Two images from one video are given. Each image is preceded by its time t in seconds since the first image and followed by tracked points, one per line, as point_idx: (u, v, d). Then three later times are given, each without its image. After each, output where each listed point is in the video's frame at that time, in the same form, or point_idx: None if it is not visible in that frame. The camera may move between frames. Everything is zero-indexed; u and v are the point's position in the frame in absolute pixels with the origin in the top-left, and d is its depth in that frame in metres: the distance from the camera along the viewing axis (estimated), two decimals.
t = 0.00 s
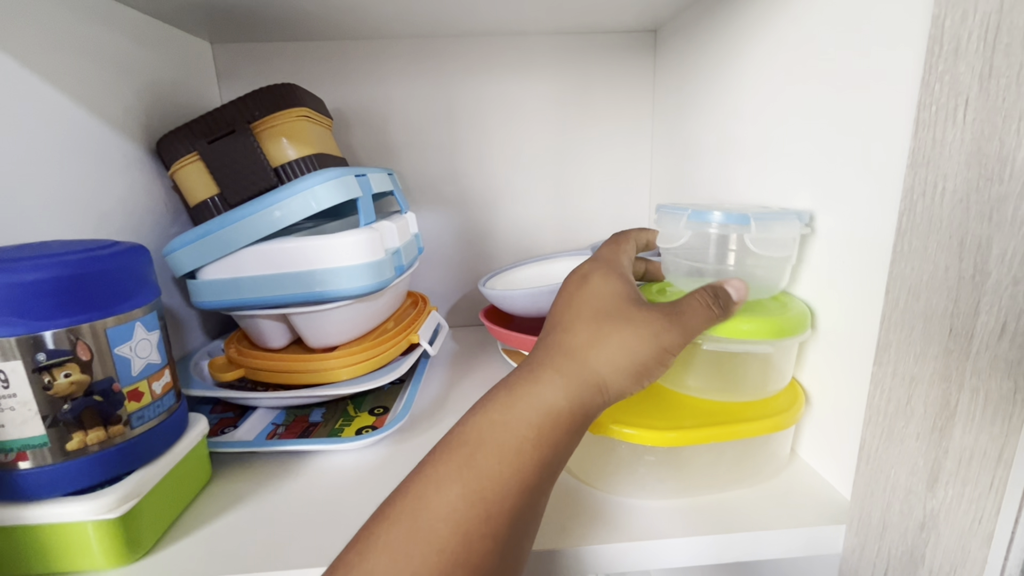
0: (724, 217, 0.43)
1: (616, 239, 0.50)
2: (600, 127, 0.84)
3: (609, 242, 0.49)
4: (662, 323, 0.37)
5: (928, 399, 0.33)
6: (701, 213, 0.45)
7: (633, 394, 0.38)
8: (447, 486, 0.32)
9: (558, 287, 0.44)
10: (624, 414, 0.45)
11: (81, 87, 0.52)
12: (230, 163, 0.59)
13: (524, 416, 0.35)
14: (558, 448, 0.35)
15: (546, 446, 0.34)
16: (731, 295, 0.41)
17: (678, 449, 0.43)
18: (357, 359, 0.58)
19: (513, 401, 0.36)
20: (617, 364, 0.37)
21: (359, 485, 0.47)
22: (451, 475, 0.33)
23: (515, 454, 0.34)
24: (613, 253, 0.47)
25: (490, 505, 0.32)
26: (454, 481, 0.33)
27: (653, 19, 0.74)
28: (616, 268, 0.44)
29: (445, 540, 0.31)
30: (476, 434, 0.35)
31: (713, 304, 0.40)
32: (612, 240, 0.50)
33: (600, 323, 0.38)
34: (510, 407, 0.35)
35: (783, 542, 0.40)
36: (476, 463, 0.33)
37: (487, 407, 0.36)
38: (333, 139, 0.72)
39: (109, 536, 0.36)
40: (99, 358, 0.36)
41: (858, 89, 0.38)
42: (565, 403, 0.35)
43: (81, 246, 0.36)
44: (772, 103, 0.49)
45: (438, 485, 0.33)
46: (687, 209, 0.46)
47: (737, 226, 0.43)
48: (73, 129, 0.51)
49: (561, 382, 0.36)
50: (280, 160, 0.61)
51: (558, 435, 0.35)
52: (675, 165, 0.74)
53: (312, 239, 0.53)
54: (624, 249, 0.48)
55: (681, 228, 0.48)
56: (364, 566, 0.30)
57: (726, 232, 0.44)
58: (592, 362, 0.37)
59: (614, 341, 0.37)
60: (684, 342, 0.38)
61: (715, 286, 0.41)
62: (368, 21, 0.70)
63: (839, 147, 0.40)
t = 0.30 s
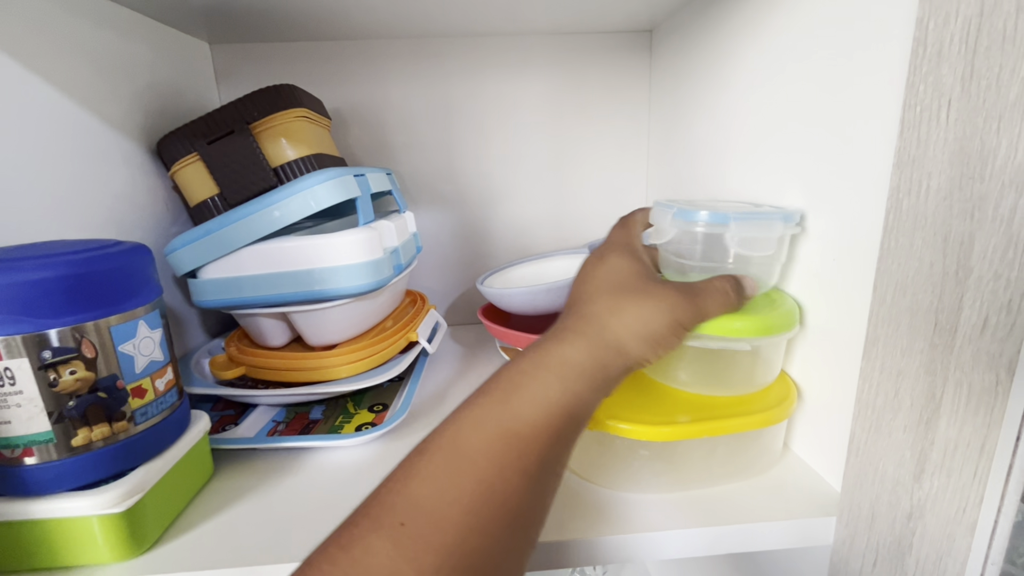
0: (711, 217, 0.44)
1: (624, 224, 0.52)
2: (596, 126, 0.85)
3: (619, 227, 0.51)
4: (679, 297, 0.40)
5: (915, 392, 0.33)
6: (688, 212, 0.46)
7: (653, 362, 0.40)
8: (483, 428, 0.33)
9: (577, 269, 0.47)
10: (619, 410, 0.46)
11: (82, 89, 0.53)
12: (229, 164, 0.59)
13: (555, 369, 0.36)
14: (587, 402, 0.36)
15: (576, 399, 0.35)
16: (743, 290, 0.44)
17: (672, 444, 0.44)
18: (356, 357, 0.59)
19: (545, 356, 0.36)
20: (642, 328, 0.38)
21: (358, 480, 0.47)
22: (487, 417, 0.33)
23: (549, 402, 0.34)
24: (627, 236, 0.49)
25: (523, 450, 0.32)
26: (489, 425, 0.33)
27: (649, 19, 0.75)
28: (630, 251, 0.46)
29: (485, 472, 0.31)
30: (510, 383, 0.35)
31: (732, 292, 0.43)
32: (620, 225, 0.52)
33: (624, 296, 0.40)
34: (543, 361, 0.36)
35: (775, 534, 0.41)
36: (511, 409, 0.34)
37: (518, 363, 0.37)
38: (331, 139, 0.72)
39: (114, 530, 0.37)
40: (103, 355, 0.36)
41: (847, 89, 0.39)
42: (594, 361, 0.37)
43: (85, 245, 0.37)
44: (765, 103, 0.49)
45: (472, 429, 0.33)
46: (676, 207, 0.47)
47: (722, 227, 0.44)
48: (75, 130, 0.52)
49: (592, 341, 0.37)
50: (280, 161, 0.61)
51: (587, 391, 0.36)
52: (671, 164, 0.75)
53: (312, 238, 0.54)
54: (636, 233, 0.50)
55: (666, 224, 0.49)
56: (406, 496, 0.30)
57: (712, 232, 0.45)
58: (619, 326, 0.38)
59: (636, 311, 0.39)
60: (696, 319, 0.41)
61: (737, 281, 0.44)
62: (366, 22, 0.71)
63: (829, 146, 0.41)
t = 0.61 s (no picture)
0: (676, 215, 0.47)
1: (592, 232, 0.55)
2: (591, 124, 0.84)
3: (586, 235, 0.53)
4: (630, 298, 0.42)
5: (908, 388, 0.34)
6: (656, 209, 0.48)
7: (604, 362, 0.42)
8: (436, 435, 0.34)
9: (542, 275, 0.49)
10: (613, 408, 0.46)
11: (74, 88, 0.52)
12: (222, 163, 0.59)
13: (504, 373, 0.38)
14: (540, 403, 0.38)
15: (527, 399, 0.37)
16: (698, 280, 0.45)
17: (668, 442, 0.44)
18: (352, 357, 0.59)
19: (494, 364, 0.38)
20: (589, 329, 0.41)
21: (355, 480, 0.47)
22: (436, 426, 0.34)
23: (502, 404, 0.36)
24: (591, 243, 0.52)
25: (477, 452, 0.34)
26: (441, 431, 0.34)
27: (643, 17, 0.75)
28: (590, 257, 0.49)
29: (435, 478, 0.32)
30: (461, 393, 0.37)
31: (678, 286, 0.44)
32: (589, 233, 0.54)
33: (578, 300, 0.43)
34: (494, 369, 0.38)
35: (770, 530, 0.41)
36: (461, 416, 0.35)
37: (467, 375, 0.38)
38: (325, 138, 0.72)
39: (108, 531, 0.37)
40: (95, 356, 0.36)
41: (839, 87, 0.39)
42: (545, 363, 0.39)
43: (76, 246, 0.37)
44: (758, 100, 0.50)
45: (425, 437, 0.34)
46: (646, 203, 0.50)
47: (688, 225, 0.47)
48: (67, 130, 0.52)
49: (538, 345, 0.40)
50: (273, 160, 0.61)
51: (538, 392, 0.38)
52: (666, 161, 0.75)
53: (305, 238, 0.53)
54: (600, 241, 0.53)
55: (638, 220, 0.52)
56: (359, 501, 0.30)
57: (678, 229, 0.48)
58: (566, 328, 0.41)
59: (585, 315, 0.41)
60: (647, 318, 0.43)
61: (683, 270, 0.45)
62: (360, 20, 0.70)
63: (822, 143, 0.41)
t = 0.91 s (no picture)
0: (668, 213, 0.49)
1: (571, 308, 0.55)
2: (585, 124, 0.85)
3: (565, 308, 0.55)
4: (598, 398, 0.41)
5: (896, 382, 0.34)
6: (649, 208, 0.50)
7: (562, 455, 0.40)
8: (373, 539, 0.32)
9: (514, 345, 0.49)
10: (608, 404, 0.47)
11: (68, 90, 0.52)
12: (218, 164, 0.59)
13: (449, 468, 0.36)
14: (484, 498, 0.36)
15: (470, 496, 0.35)
16: (679, 430, 0.40)
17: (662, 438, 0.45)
18: (350, 356, 0.59)
19: (440, 451, 0.36)
20: (544, 421, 0.39)
21: (354, 478, 0.48)
22: (373, 531, 0.32)
23: (455, 497, 0.35)
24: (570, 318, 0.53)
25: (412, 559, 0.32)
26: (379, 534, 0.32)
27: (636, 17, 0.76)
28: (564, 340, 0.48)
29: None
30: (403, 484, 0.35)
31: (655, 429, 0.40)
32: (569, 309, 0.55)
33: (541, 382, 0.41)
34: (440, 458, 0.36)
35: (764, 523, 0.42)
36: (400, 515, 0.33)
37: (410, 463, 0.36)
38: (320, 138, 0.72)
39: (110, 532, 0.37)
40: (95, 358, 0.36)
41: (828, 88, 0.40)
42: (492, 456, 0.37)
43: (75, 249, 0.37)
44: (749, 100, 0.50)
45: (359, 542, 0.32)
46: (640, 202, 0.52)
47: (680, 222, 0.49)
48: (61, 132, 0.52)
49: (491, 432, 0.38)
50: (269, 160, 0.61)
51: (483, 487, 0.36)
52: (659, 160, 0.76)
53: (302, 239, 0.54)
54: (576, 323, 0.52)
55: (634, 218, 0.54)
56: None
57: (671, 226, 0.50)
58: (521, 418, 0.39)
59: (545, 403, 0.39)
60: (611, 430, 0.40)
61: (668, 409, 0.41)
62: (354, 21, 0.70)
63: (812, 143, 0.42)
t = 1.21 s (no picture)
0: (661, 201, 0.51)
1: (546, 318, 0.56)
2: (577, 118, 0.86)
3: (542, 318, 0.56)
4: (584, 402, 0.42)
5: (886, 364, 0.36)
6: (642, 198, 0.52)
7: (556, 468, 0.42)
8: (379, 562, 0.33)
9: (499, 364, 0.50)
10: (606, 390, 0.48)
11: (57, 83, 0.52)
12: (211, 158, 0.59)
13: (449, 490, 0.37)
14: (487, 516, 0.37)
15: (475, 517, 0.36)
16: (661, 403, 0.41)
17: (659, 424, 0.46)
18: (347, 350, 0.59)
19: (440, 479, 0.37)
20: (538, 439, 0.40)
21: (355, 470, 0.48)
22: (380, 556, 0.33)
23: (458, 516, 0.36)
24: (549, 328, 0.54)
25: None
26: (384, 556, 0.33)
27: (626, 12, 0.76)
28: (546, 353, 0.49)
29: None
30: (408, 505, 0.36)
31: (643, 410, 0.41)
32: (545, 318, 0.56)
33: (528, 401, 0.43)
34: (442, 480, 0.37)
35: (759, 504, 0.43)
36: (405, 538, 0.34)
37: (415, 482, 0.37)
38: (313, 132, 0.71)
39: (113, 526, 0.37)
40: (97, 352, 0.36)
41: (819, 81, 0.41)
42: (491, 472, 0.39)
43: (74, 242, 0.37)
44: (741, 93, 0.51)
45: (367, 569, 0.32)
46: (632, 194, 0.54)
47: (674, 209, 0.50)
48: (51, 125, 0.51)
49: (489, 454, 0.39)
50: (263, 154, 0.61)
51: (486, 508, 0.37)
52: (651, 153, 0.77)
53: (299, 233, 0.53)
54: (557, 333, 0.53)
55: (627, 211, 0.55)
56: None
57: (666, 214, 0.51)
58: (516, 437, 0.40)
59: (534, 420, 0.41)
60: (601, 429, 0.42)
61: (647, 388, 0.42)
62: (346, 14, 0.70)
63: (803, 134, 0.43)
